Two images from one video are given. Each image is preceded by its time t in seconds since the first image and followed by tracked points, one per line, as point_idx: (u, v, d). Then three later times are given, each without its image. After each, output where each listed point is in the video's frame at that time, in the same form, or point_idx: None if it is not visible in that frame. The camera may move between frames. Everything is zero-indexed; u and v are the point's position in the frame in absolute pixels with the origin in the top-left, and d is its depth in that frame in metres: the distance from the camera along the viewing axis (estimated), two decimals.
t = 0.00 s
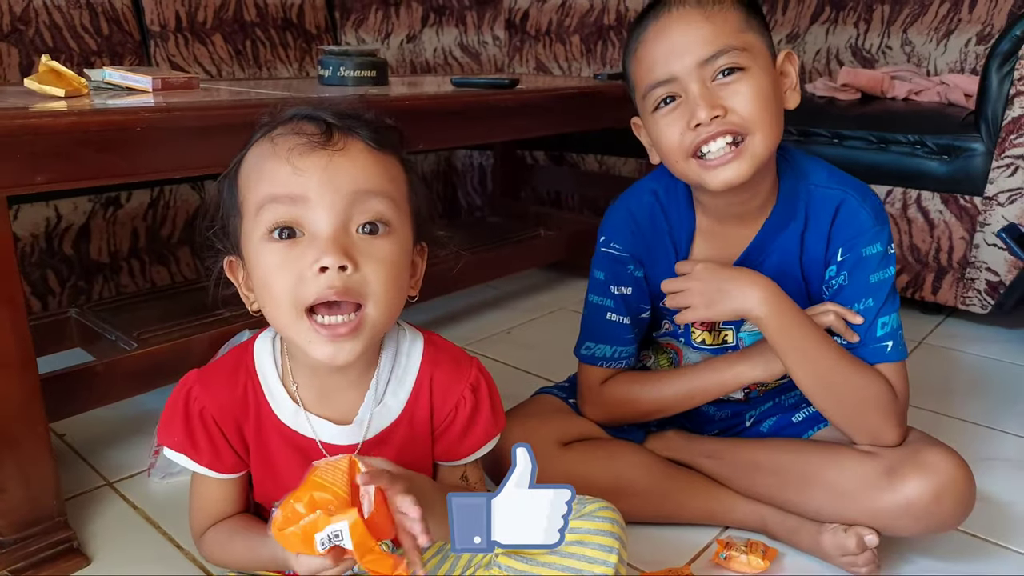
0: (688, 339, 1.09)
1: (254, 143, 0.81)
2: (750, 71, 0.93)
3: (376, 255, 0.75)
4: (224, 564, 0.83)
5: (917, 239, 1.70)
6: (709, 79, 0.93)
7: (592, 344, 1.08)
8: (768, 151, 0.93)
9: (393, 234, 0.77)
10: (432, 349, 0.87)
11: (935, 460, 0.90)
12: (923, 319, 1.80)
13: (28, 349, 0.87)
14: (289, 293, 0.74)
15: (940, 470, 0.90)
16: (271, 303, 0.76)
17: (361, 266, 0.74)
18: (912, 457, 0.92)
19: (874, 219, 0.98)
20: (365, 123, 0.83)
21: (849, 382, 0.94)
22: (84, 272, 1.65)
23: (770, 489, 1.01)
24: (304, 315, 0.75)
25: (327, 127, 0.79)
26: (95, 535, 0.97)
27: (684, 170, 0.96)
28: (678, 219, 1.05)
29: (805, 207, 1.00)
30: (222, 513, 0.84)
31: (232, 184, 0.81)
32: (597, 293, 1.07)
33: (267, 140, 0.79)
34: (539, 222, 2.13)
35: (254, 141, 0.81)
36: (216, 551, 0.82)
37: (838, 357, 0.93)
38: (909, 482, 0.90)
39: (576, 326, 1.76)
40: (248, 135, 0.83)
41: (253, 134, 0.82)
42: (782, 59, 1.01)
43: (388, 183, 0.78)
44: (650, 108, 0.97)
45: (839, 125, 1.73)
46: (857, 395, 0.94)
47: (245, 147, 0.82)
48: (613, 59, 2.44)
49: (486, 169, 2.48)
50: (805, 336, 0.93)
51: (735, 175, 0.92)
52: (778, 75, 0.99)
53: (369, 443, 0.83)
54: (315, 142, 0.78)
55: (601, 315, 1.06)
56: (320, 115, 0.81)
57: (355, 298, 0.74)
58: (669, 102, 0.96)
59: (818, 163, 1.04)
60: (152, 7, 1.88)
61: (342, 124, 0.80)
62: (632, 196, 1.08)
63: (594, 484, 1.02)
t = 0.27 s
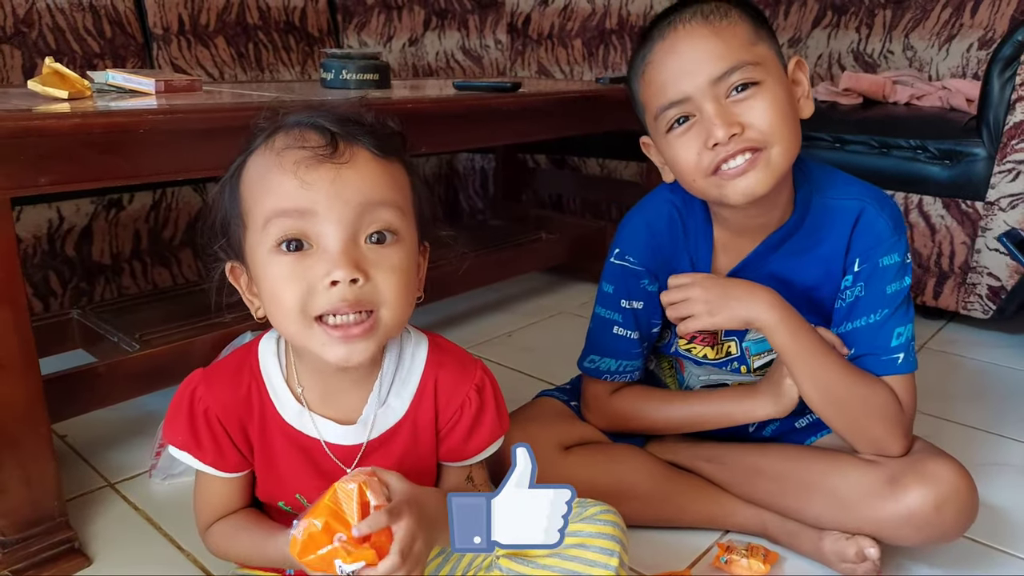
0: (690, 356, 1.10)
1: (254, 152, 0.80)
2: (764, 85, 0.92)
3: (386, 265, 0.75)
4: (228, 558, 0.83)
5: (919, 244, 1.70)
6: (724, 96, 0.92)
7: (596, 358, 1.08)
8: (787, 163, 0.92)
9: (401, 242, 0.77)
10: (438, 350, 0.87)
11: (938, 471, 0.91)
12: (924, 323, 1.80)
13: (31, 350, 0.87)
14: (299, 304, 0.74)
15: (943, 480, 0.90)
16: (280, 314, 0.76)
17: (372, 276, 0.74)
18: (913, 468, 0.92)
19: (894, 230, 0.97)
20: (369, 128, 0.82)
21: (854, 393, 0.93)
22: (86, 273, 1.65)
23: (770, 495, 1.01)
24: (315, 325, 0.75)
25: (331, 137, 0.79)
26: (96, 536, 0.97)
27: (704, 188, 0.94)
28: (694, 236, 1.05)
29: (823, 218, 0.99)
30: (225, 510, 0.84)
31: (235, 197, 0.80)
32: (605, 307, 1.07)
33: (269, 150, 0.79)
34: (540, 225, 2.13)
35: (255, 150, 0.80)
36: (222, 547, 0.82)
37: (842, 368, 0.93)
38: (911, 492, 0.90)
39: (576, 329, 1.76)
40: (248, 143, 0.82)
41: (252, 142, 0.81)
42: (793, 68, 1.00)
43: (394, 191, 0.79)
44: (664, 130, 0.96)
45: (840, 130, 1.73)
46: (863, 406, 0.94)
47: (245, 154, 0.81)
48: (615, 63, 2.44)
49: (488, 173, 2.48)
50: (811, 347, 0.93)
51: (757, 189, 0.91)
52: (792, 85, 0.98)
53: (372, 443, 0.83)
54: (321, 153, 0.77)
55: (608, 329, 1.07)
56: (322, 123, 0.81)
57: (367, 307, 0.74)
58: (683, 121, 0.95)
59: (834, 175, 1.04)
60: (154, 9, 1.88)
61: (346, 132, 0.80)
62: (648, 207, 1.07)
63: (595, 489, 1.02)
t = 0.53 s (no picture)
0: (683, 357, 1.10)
1: (264, 152, 0.80)
2: (778, 115, 0.89)
3: (397, 270, 0.75)
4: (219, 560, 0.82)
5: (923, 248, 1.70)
6: (736, 130, 0.89)
7: (599, 373, 1.09)
8: (807, 197, 0.90)
9: (411, 246, 0.78)
10: (443, 354, 0.87)
11: (942, 480, 0.90)
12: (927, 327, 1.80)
13: (36, 348, 0.87)
14: (310, 307, 0.75)
15: (946, 489, 0.89)
16: (289, 315, 0.76)
17: (383, 282, 0.75)
18: (915, 477, 0.92)
19: (909, 239, 0.97)
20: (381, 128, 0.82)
21: (862, 406, 0.92)
22: (90, 273, 1.66)
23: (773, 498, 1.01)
24: (325, 325, 0.75)
25: (343, 141, 0.78)
26: (99, 534, 0.97)
27: (721, 222, 0.93)
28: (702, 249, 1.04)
29: (838, 226, 0.98)
30: (222, 508, 0.84)
31: (246, 198, 0.80)
32: (612, 321, 1.07)
33: (280, 151, 0.78)
34: (543, 226, 2.13)
35: (264, 150, 0.79)
36: (217, 548, 0.81)
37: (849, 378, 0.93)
38: (914, 500, 0.90)
39: (579, 331, 1.76)
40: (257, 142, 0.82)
41: (262, 142, 0.81)
42: (807, 82, 0.96)
43: (405, 196, 0.78)
44: (674, 163, 0.94)
45: (843, 133, 1.73)
46: (873, 417, 0.92)
47: (254, 154, 0.81)
48: (618, 65, 2.44)
49: (491, 174, 2.48)
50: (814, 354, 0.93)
51: (779, 229, 0.90)
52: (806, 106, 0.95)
53: (373, 444, 0.83)
54: (330, 160, 0.76)
55: (614, 344, 1.07)
56: (333, 123, 0.80)
57: (376, 313, 0.75)
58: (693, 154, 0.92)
59: (848, 183, 1.02)
60: (159, 9, 1.89)
61: (356, 135, 0.79)
62: (661, 220, 1.07)
63: (598, 492, 1.01)
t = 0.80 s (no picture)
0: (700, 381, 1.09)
1: (271, 155, 0.80)
2: (788, 141, 0.87)
3: (402, 277, 0.75)
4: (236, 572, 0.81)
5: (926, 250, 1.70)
6: (747, 161, 0.86)
7: (608, 398, 1.08)
8: (824, 220, 0.89)
9: (417, 251, 0.78)
10: (446, 355, 0.87)
11: (943, 485, 0.91)
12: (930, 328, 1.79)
13: (40, 349, 0.87)
14: (317, 312, 0.75)
15: (947, 495, 0.90)
16: (297, 321, 0.77)
17: (389, 289, 0.75)
18: (915, 484, 0.93)
19: (928, 242, 0.95)
20: (389, 132, 0.82)
21: (870, 413, 0.92)
22: (93, 273, 1.66)
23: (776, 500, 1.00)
24: (332, 338, 0.76)
25: (352, 147, 0.78)
26: (103, 535, 0.97)
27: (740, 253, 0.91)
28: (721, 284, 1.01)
29: (859, 232, 0.95)
30: (241, 518, 0.84)
31: (254, 203, 0.80)
32: (623, 349, 1.05)
33: (290, 154, 0.79)
34: (545, 228, 2.13)
35: (273, 153, 0.79)
36: (230, 556, 0.81)
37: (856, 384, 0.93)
38: (912, 506, 0.89)
39: (581, 332, 1.76)
40: (262, 148, 0.82)
41: (269, 146, 0.81)
42: (814, 96, 0.95)
43: (412, 202, 0.78)
44: (684, 197, 0.91)
45: (846, 134, 1.72)
46: (880, 421, 0.93)
47: (262, 156, 0.81)
48: (621, 66, 2.44)
49: (494, 176, 2.48)
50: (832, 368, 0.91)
51: (801, 256, 0.89)
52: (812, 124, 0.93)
53: (377, 447, 0.84)
54: (337, 167, 0.76)
55: (624, 371, 1.06)
56: (341, 127, 0.80)
57: (382, 321, 0.75)
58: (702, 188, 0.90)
59: (857, 189, 1.00)
60: (162, 10, 1.89)
61: (363, 141, 0.79)
62: (676, 245, 1.02)
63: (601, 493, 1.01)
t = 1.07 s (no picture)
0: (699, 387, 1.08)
1: (278, 162, 0.80)
2: (798, 149, 0.86)
3: (410, 286, 0.76)
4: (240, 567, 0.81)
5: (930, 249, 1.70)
6: (756, 168, 0.85)
7: (603, 399, 1.09)
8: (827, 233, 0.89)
9: (424, 259, 0.78)
10: (453, 358, 0.88)
11: (948, 497, 0.91)
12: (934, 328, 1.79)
13: (48, 350, 0.88)
14: (326, 323, 0.75)
15: (950, 509, 0.90)
16: (307, 330, 0.77)
17: (397, 300, 0.75)
18: (919, 496, 0.92)
19: (929, 253, 0.95)
20: (395, 140, 0.82)
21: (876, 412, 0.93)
22: (98, 274, 1.67)
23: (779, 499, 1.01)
24: (343, 348, 0.77)
25: (358, 158, 0.78)
26: (110, 534, 0.97)
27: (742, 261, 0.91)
28: (716, 290, 1.00)
29: (857, 241, 0.96)
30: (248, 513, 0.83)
31: (261, 211, 0.80)
32: (616, 348, 1.05)
33: (296, 163, 0.78)
34: (548, 228, 2.14)
35: (279, 160, 0.79)
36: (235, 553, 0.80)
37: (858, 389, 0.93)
38: (912, 518, 0.89)
39: (585, 333, 1.76)
40: (270, 150, 0.82)
41: (276, 151, 0.81)
42: (823, 101, 0.95)
43: (419, 211, 0.78)
44: (688, 200, 0.90)
45: (849, 134, 1.73)
46: (884, 420, 0.93)
47: (268, 163, 0.81)
48: (624, 66, 2.44)
49: (497, 177, 2.49)
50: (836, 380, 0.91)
51: (804, 270, 0.89)
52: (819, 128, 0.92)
53: (382, 447, 0.84)
54: (345, 176, 0.76)
55: (618, 370, 1.06)
56: (347, 136, 0.80)
57: (389, 331, 0.76)
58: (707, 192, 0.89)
59: (865, 192, 1.00)
60: (166, 13, 1.90)
61: (370, 150, 0.79)
62: (667, 245, 1.02)
63: (605, 493, 1.02)
